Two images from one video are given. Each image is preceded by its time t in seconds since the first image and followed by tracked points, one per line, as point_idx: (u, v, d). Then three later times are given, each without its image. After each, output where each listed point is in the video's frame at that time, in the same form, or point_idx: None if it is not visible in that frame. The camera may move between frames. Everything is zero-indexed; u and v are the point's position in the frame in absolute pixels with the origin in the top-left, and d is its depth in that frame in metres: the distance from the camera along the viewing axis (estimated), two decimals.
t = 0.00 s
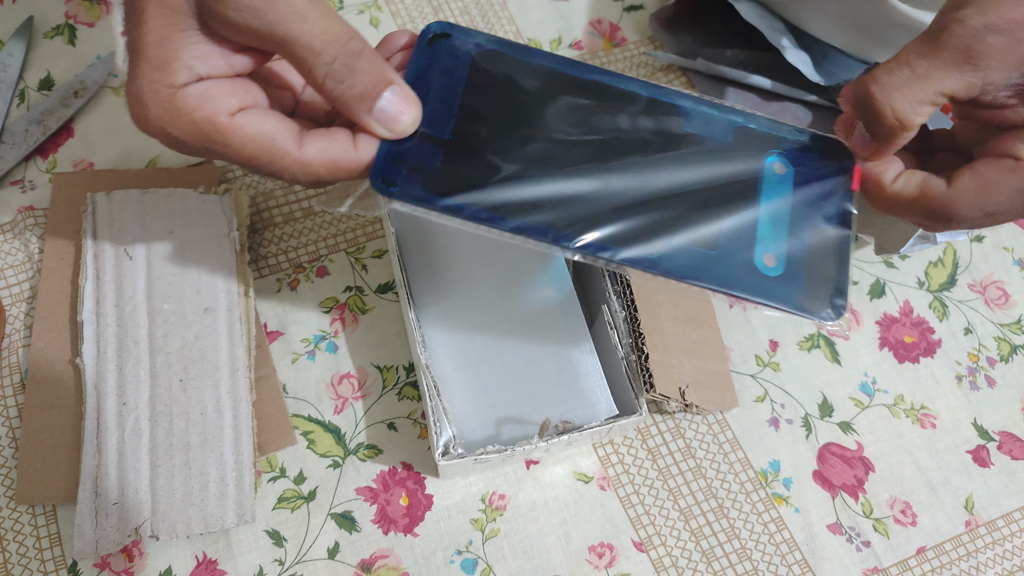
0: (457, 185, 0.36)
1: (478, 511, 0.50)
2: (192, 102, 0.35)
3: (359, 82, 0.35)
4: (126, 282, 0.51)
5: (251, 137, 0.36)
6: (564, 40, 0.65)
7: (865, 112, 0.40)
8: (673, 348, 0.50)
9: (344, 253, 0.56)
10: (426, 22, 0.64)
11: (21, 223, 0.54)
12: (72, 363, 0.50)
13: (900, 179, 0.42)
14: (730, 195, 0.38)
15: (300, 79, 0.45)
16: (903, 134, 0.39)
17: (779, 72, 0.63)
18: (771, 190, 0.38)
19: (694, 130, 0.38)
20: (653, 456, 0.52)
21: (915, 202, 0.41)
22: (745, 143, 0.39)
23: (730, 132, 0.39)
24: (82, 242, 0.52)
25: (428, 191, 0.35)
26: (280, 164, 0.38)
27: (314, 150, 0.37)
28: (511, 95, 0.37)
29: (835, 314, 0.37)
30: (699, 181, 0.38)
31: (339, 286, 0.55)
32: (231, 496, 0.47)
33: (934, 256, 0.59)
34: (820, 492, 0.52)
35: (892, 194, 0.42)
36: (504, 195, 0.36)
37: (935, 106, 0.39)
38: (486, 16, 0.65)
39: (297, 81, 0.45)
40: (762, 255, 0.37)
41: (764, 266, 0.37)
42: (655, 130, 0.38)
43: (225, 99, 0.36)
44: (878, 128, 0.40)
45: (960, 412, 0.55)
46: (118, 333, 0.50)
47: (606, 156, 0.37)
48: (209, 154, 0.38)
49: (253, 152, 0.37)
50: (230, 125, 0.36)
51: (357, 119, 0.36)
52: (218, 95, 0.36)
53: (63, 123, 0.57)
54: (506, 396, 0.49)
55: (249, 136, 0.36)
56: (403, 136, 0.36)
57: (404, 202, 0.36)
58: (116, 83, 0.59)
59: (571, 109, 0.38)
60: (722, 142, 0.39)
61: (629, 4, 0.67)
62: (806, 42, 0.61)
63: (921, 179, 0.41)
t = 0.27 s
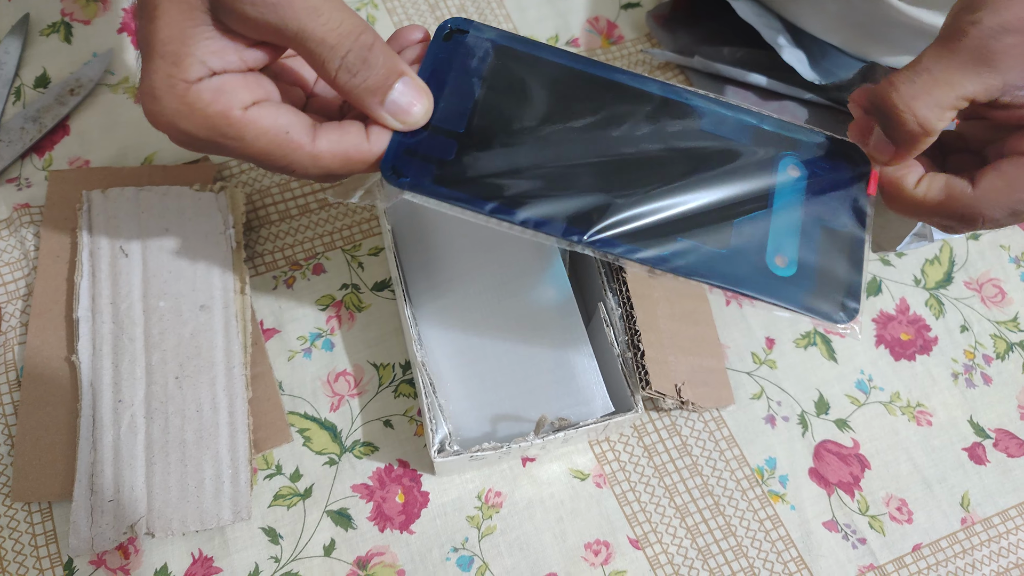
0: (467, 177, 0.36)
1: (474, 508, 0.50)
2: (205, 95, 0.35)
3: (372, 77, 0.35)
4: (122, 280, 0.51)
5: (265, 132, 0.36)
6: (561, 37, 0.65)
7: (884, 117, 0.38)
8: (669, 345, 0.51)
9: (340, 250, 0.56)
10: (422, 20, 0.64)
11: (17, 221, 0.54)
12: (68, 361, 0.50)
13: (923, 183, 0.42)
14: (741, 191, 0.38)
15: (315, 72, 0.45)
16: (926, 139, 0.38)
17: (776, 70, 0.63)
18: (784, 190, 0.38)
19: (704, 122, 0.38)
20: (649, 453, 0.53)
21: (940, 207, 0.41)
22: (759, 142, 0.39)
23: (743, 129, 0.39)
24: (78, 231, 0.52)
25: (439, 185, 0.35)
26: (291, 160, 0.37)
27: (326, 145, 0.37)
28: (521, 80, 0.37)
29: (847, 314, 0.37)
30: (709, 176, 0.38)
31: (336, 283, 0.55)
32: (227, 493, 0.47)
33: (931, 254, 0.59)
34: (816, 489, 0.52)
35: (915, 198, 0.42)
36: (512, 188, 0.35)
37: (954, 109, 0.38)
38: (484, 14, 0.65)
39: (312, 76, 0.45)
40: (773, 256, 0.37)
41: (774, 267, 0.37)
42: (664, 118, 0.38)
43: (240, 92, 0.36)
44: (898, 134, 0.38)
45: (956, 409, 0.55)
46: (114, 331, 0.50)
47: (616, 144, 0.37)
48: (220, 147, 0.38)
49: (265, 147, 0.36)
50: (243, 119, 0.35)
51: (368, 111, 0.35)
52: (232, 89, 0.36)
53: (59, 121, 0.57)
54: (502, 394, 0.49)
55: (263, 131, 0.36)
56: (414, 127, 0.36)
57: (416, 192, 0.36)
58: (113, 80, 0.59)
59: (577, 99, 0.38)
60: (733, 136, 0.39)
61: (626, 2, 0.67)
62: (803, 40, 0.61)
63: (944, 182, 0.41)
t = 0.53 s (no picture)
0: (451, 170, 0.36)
1: (473, 510, 0.50)
2: (188, 89, 0.35)
3: (353, 77, 0.35)
4: (121, 281, 0.50)
5: (249, 128, 0.36)
6: (561, 39, 0.65)
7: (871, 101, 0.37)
8: (668, 347, 0.51)
9: (339, 251, 0.56)
10: (423, 21, 0.64)
11: (16, 221, 0.54)
12: (66, 361, 0.50)
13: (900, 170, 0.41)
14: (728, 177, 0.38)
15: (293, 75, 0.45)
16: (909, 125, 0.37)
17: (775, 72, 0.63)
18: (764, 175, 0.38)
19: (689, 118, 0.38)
20: (648, 455, 0.53)
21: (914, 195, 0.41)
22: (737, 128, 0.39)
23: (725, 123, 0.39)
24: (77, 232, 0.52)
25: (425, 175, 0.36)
26: (274, 157, 0.37)
27: (309, 142, 0.37)
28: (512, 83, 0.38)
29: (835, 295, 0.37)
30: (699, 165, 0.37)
31: (335, 285, 0.55)
32: (225, 494, 0.47)
33: (929, 257, 0.59)
34: (815, 492, 0.52)
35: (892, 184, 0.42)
36: (496, 179, 0.36)
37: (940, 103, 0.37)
38: (483, 16, 0.65)
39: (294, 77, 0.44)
40: (756, 236, 0.37)
41: (756, 245, 0.37)
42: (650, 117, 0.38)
43: (222, 88, 0.36)
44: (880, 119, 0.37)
45: (954, 412, 0.55)
46: (113, 331, 0.50)
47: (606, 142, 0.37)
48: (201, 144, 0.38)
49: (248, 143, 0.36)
50: (226, 114, 0.36)
51: (348, 109, 0.36)
52: (215, 84, 0.36)
53: (59, 121, 0.57)
54: (501, 396, 0.49)
55: (246, 127, 0.36)
56: (394, 127, 0.36)
57: (398, 185, 0.36)
58: (112, 81, 0.59)
59: (569, 99, 0.38)
60: (712, 123, 0.39)
61: (626, 4, 0.67)
62: (802, 43, 0.62)
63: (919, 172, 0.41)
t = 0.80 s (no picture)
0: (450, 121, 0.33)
1: (476, 510, 0.50)
2: (171, 61, 0.32)
3: (342, 36, 0.33)
4: (126, 278, 0.51)
5: (237, 98, 0.33)
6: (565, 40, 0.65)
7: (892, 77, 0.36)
8: (672, 348, 0.51)
9: (343, 250, 0.57)
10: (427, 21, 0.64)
11: (21, 219, 0.54)
12: (71, 359, 0.50)
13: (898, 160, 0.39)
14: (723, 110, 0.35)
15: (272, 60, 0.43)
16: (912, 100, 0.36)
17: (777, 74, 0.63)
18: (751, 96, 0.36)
19: (665, 57, 0.36)
20: (651, 456, 0.53)
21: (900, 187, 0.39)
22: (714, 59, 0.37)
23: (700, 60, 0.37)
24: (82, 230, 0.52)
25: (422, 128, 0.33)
26: (269, 130, 0.35)
27: (301, 108, 0.34)
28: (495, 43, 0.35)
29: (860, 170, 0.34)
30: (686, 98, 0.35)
31: (339, 284, 0.55)
32: (229, 492, 0.47)
33: (933, 258, 0.59)
34: (818, 493, 0.52)
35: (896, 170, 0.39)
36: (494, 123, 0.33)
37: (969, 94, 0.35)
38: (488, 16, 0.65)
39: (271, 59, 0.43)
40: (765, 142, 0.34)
41: (768, 150, 0.34)
42: (632, 64, 0.36)
43: (207, 59, 0.33)
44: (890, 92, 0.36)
45: (958, 415, 0.55)
46: (117, 329, 0.50)
47: (595, 92, 0.35)
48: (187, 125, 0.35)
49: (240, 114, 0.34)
50: (211, 84, 0.33)
51: (338, 73, 0.34)
52: (198, 54, 0.33)
53: (64, 119, 0.57)
54: (505, 396, 0.49)
55: (234, 96, 0.33)
56: (384, 91, 0.34)
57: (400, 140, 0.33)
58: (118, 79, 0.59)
59: (551, 54, 0.36)
60: (690, 55, 0.37)
61: (629, 6, 0.68)
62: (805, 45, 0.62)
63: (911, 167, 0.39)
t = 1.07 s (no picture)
0: (455, 105, 0.32)
1: (475, 511, 0.50)
2: (157, 54, 0.30)
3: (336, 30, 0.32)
4: (125, 280, 0.50)
5: (228, 93, 0.31)
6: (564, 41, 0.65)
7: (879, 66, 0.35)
8: (672, 349, 0.51)
9: (343, 251, 0.56)
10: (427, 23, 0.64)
11: (20, 220, 0.54)
12: (70, 360, 0.50)
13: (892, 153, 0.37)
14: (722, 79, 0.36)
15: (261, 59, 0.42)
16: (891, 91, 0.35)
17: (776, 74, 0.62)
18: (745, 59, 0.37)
19: (657, 31, 0.37)
20: (651, 457, 0.52)
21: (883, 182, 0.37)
22: (700, 30, 0.37)
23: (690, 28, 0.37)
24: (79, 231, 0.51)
25: (430, 117, 0.32)
26: (260, 128, 0.32)
27: (296, 105, 0.32)
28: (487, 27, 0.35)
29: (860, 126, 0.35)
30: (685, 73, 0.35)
31: (338, 285, 0.55)
32: (228, 494, 0.47)
33: (933, 259, 0.59)
34: (818, 494, 0.52)
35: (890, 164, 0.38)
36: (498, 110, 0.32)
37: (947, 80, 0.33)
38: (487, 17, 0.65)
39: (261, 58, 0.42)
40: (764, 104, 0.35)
41: (769, 111, 0.35)
42: (627, 39, 0.36)
43: (195, 54, 0.31)
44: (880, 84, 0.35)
45: (958, 416, 0.55)
46: (116, 330, 0.50)
47: (593, 69, 0.34)
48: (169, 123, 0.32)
49: (231, 111, 0.31)
50: (202, 80, 0.30)
51: (331, 67, 0.33)
52: (186, 49, 0.31)
53: (63, 120, 0.57)
54: (506, 397, 0.49)
55: (225, 92, 0.31)
56: (379, 84, 0.33)
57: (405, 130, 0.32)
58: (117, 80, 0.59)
59: (545, 38, 0.35)
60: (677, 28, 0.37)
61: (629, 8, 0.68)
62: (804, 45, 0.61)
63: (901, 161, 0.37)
